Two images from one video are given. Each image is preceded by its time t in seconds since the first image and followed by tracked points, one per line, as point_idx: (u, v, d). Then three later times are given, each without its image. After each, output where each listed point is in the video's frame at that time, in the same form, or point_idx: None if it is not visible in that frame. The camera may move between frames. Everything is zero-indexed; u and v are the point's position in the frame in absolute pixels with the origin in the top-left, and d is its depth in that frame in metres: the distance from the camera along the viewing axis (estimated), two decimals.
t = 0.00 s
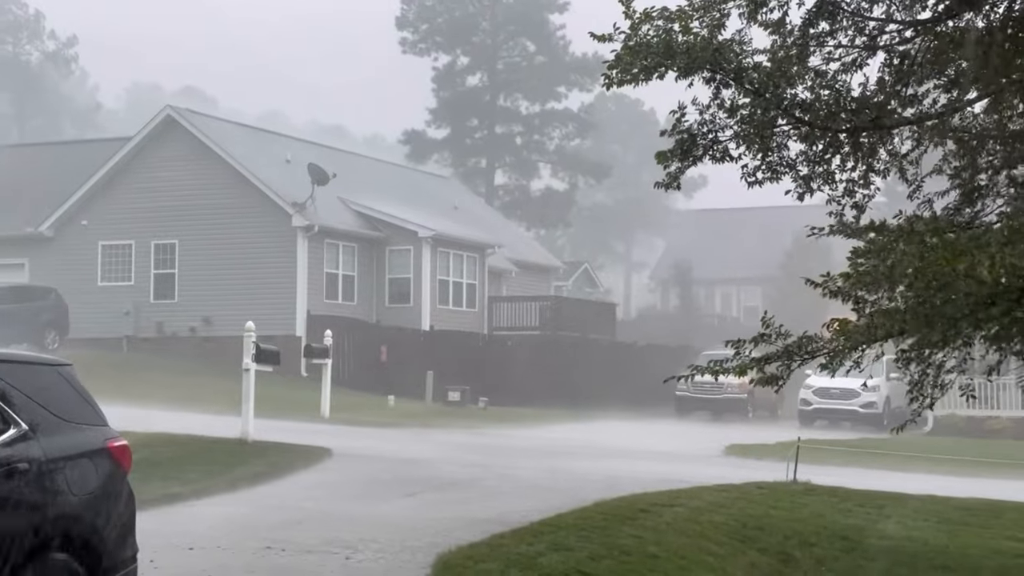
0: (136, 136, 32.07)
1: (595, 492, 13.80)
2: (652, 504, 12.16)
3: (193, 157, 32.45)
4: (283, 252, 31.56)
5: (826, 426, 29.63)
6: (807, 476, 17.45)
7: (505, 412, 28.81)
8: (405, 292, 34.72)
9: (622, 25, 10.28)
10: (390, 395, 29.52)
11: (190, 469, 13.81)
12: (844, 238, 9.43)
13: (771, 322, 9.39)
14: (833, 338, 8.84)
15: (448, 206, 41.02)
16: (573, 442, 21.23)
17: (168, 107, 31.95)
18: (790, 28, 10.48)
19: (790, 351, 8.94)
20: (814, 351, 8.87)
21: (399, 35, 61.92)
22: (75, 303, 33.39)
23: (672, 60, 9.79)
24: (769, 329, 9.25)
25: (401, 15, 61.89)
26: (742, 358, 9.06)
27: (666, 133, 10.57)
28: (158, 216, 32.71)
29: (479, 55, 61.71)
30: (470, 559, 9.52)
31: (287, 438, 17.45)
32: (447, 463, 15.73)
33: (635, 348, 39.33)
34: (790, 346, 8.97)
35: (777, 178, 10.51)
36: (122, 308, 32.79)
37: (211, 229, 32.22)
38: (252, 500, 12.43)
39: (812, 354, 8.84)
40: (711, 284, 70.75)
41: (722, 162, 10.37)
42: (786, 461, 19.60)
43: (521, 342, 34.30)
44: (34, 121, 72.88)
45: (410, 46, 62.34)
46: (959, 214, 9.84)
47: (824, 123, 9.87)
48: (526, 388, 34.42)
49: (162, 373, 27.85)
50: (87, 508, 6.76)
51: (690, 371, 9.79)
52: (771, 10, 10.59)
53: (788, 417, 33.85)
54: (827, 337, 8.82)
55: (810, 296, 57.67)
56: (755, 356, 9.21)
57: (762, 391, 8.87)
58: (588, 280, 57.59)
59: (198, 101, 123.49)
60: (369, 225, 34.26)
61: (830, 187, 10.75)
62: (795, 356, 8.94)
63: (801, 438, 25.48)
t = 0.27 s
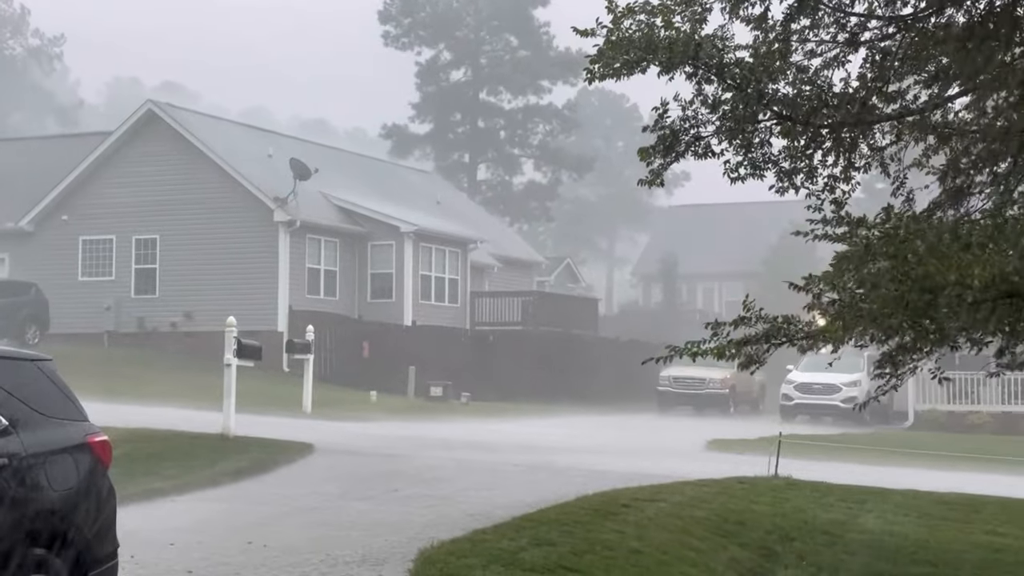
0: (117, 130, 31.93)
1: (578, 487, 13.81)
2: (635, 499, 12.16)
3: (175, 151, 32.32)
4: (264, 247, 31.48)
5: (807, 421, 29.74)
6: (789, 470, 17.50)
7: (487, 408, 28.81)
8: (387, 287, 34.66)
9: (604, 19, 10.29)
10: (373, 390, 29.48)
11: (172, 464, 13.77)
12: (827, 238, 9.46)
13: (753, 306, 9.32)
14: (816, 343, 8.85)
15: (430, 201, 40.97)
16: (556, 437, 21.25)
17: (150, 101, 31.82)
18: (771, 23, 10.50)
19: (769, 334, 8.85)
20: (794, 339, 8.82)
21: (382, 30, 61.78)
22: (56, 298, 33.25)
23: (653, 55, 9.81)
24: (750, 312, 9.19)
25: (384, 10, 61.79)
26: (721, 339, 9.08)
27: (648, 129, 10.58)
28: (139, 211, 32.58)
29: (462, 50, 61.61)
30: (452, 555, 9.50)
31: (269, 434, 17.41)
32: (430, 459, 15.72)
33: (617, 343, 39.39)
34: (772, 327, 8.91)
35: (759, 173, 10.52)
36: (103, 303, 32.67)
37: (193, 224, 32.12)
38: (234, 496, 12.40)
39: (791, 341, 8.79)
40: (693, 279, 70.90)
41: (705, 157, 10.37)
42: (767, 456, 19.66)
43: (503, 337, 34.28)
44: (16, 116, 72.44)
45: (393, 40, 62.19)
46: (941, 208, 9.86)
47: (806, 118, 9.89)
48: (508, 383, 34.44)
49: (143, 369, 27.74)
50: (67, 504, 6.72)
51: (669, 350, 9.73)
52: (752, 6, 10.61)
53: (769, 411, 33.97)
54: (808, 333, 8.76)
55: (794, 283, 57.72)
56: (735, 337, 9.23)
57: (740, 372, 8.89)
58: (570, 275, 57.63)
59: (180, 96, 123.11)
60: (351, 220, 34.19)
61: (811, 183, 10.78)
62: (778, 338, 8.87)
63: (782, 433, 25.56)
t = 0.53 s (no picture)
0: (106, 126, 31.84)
1: (567, 483, 13.84)
2: (625, 495, 12.18)
3: (163, 148, 32.27)
4: (253, 245, 31.43)
5: (796, 417, 29.77)
6: (778, 466, 17.54)
7: (476, 404, 28.81)
8: (376, 284, 34.64)
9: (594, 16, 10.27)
10: (362, 387, 29.44)
11: (160, 461, 13.76)
12: (816, 242, 9.48)
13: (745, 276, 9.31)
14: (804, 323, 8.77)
15: (419, 198, 40.94)
16: (547, 433, 21.28)
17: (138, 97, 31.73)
18: (760, 21, 10.52)
19: (757, 305, 8.88)
20: (780, 312, 8.76)
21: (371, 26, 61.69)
22: (44, 295, 33.17)
23: (643, 52, 9.82)
24: (742, 282, 9.16)
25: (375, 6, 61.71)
26: (708, 304, 8.99)
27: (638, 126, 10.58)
28: (127, 209, 32.48)
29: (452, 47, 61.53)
30: (441, 552, 9.50)
31: (260, 430, 17.39)
32: (419, 455, 15.74)
33: (606, 340, 39.45)
34: (759, 299, 8.90)
35: (749, 171, 10.53)
36: (91, 300, 32.61)
37: (182, 220, 32.06)
38: (223, 492, 12.39)
39: (777, 315, 8.73)
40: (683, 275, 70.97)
41: (695, 155, 10.37)
42: (757, 452, 19.69)
43: (492, 334, 34.29)
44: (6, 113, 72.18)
45: (383, 37, 62.09)
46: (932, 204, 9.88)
47: (796, 115, 9.90)
48: (497, 379, 34.45)
49: (133, 366, 27.70)
50: (55, 501, 6.71)
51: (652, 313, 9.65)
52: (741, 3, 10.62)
53: (760, 407, 34.03)
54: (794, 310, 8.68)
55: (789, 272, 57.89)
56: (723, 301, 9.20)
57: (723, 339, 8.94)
58: (559, 272, 57.62)
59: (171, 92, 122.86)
60: (340, 216, 34.15)
61: (801, 179, 10.79)
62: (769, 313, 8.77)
63: (771, 429, 25.65)
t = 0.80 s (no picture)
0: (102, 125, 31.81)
1: (564, 481, 13.84)
2: (621, 493, 12.17)
3: (158, 146, 32.25)
4: (249, 243, 31.43)
5: (792, 415, 29.80)
6: (775, 464, 17.55)
7: (473, 402, 28.82)
8: (372, 283, 34.63)
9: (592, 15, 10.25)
10: (358, 385, 29.48)
11: (157, 460, 13.74)
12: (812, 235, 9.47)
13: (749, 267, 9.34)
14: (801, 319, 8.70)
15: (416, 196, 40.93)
16: (544, 432, 21.27)
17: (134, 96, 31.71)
18: (757, 20, 10.51)
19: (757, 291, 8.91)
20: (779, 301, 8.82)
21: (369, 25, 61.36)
22: (40, 295, 33.14)
23: (640, 51, 9.80)
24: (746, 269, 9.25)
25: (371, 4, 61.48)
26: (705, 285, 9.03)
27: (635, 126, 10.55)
28: (123, 207, 32.44)
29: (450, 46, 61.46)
30: (438, 550, 9.50)
31: (256, 429, 17.38)
32: (415, 453, 15.72)
33: (603, 338, 39.51)
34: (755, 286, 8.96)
35: (746, 171, 10.52)
36: (88, 298, 32.57)
37: (178, 218, 32.05)
38: (220, 491, 12.37)
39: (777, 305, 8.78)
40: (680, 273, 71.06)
41: (692, 155, 10.36)
42: (753, 450, 19.72)
43: (490, 332, 34.32)
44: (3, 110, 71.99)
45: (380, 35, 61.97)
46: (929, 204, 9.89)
47: (793, 115, 9.89)
48: (494, 377, 34.50)
49: (130, 364, 27.71)
50: (51, 501, 6.71)
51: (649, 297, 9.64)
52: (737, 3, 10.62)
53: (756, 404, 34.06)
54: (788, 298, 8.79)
55: (796, 268, 57.75)
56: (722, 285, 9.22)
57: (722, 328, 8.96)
58: (556, 269, 57.66)
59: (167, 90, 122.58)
60: (337, 214, 34.15)
61: (798, 179, 10.80)
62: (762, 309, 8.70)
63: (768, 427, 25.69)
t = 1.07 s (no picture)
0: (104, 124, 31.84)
1: (565, 480, 13.84)
2: (623, 492, 12.17)
3: (159, 145, 32.26)
4: (251, 242, 31.43)
5: (793, 414, 29.83)
6: (777, 464, 17.55)
7: (474, 401, 28.84)
8: (374, 282, 34.63)
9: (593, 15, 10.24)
10: (360, 385, 29.49)
11: (159, 459, 13.74)
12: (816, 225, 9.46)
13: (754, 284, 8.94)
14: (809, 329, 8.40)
15: (418, 195, 40.94)
16: (545, 431, 21.27)
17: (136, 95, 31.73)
18: (758, 19, 10.52)
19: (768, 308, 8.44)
20: (790, 321, 8.35)
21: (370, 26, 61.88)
22: (43, 294, 33.16)
23: (642, 51, 9.79)
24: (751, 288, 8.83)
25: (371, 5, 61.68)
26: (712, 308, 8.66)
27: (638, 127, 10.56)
28: (124, 207, 32.46)
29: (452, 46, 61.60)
30: (440, 549, 9.50)
31: (257, 428, 17.38)
32: (416, 453, 15.72)
33: (605, 337, 39.55)
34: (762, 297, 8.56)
35: (750, 171, 10.52)
36: (90, 297, 32.58)
37: (179, 218, 32.05)
38: (221, 490, 12.37)
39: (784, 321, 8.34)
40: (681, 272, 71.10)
41: (695, 156, 10.37)
42: (755, 449, 19.73)
43: (491, 331, 34.35)
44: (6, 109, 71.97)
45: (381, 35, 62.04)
46: (931, 202, 9.90)
47: (795, 114, 9.89)
48: (496, 377, 34.53)
49: (132, 363, 27.74)
50: (53, 500, 6.71)
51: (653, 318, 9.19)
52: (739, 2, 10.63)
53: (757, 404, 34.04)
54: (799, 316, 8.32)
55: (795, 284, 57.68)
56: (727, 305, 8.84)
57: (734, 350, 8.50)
58: (557, 269, 57.65)
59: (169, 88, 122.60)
60: (338, 214, 34.16)
61: (802, 179, 10.82)
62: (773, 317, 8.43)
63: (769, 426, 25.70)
